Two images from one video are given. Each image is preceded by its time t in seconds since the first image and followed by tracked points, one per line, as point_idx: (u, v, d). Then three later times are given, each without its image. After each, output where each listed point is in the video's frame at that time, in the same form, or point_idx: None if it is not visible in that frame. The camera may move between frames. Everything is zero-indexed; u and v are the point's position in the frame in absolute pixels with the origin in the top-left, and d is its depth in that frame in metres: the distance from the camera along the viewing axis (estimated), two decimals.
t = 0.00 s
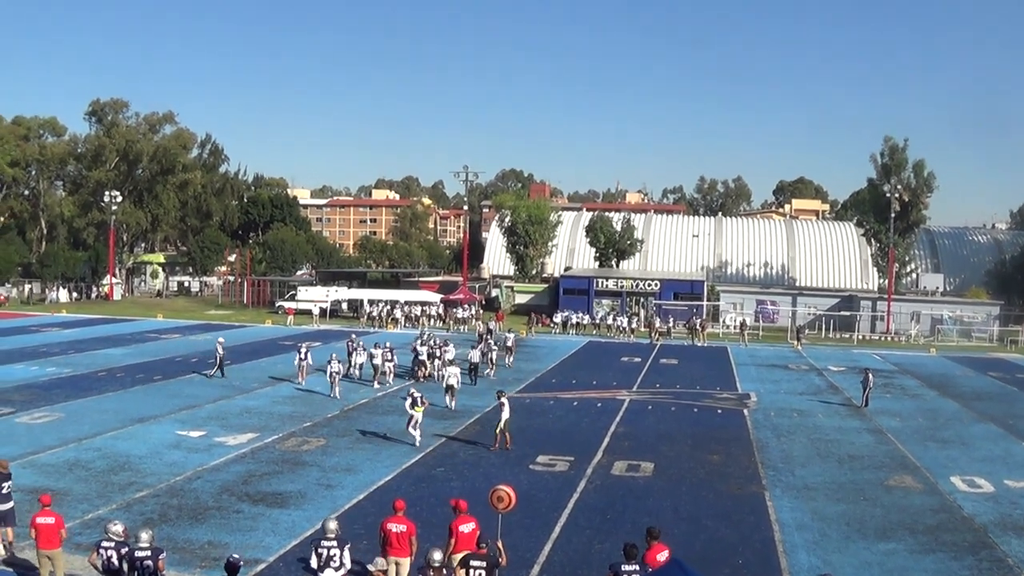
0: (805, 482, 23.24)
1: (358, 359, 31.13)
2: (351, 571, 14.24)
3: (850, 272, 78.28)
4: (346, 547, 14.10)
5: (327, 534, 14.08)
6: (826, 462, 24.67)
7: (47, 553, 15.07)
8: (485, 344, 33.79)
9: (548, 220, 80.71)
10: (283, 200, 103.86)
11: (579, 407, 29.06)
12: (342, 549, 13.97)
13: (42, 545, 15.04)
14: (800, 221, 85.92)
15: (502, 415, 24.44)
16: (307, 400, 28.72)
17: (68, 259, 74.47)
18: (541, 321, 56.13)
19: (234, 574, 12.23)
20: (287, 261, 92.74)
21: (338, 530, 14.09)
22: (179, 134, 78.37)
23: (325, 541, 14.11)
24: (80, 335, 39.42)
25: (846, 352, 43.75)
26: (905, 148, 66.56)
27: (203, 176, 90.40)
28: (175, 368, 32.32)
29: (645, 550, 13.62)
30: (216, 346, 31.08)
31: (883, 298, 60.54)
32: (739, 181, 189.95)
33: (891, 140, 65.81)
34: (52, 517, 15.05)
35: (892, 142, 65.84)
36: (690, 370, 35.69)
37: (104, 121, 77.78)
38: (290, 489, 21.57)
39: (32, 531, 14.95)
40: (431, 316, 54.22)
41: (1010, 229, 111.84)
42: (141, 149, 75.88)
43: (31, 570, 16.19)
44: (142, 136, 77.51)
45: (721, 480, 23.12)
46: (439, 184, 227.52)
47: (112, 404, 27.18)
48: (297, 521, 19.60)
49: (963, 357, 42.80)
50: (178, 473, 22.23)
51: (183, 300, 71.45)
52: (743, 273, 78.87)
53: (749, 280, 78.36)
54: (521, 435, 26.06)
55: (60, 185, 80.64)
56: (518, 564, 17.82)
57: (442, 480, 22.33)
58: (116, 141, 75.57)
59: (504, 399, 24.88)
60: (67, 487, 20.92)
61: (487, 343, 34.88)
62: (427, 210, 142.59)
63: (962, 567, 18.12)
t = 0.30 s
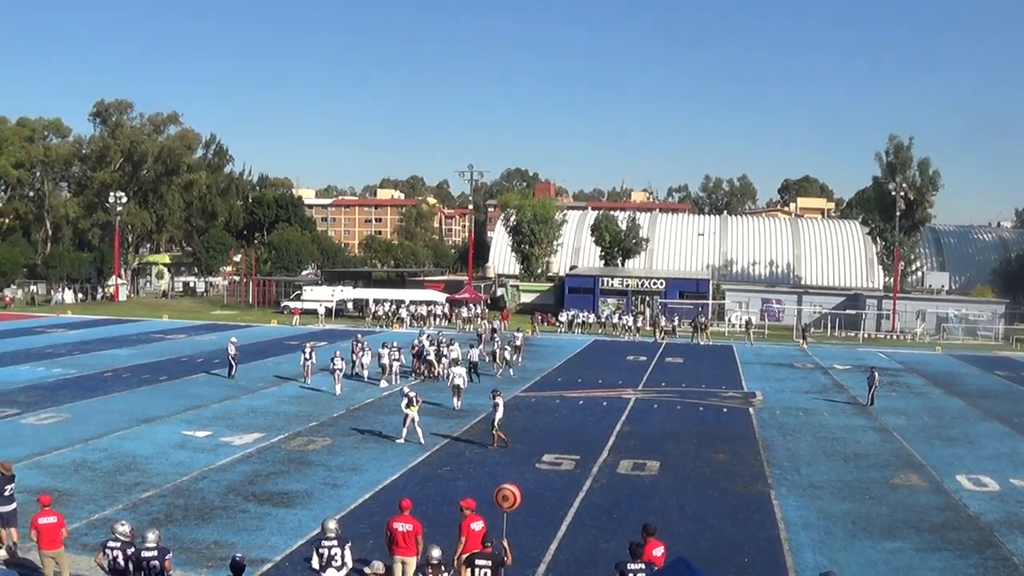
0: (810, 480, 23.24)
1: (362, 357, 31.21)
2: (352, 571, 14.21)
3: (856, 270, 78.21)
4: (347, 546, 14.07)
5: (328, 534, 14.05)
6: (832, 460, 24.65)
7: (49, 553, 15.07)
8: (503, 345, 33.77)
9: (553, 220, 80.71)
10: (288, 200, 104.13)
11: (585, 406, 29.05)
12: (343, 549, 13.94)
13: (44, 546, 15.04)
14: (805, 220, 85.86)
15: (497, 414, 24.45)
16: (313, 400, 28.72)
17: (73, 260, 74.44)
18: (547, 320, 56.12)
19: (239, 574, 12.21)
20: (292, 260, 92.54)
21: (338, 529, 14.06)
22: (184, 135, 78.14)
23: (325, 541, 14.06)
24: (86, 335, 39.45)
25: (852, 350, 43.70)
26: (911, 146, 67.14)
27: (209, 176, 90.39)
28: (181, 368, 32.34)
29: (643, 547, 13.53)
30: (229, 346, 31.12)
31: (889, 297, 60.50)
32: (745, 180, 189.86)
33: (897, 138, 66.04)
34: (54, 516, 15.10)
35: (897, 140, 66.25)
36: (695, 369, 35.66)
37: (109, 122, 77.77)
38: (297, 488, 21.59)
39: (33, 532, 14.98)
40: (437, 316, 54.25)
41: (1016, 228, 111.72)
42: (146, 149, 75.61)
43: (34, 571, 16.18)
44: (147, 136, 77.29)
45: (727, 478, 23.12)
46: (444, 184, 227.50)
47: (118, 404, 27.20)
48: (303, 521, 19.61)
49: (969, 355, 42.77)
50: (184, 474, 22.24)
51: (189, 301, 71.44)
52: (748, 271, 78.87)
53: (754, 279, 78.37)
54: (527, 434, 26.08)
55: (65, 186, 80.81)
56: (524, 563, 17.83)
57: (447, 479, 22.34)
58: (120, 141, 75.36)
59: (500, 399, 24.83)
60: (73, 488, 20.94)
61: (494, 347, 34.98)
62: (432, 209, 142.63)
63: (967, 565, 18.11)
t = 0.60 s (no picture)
0: (818, 476, 23.24)
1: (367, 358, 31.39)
2: (358, 569, 14.22)
3: (862, 266, 78.16)
4: (353, 545, 14.08)
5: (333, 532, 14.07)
6: (839, 456, 24.65)
7: (54, 551, 15.08)
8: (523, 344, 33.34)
9: (559, 217, 80.66)
10: (294, 199, 104.31)
11: (592, 403, 29.04)
12: (349, 547, 13.96)
13: (49, 544, 15.07)
14: (811, 216, 85.74)
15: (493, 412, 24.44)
16: (320, 399, 28.73)
17: (80, 259, 74.46)
18: (553, 318, 56.11)
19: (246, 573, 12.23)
20: (299, 259, 92.71)
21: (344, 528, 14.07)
22: (190, 134, 78.46)
23: (331, 540, 14.07)
24: (93, 335, 39.48)
25: (858, 347, 43.68)
26: (917, 142, 66.81)
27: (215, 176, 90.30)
28: (188, 367, 32.35)
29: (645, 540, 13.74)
30: (244, 346, 31.19)
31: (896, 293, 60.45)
32: (751, 176, 189.60)
33: (903, 134, 65.86)
34: (59, 513, 15.20)
35: (903, 136, 66.02)
36: (702, 366, 35.66)
37: (115, 122, 77.57)
38: (304, 487, 21.60)
39: (40, 530, 15.01)
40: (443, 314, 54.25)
41: None
42: (151, 149, 75.89)
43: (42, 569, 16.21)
44: (153, 136, 77.46)
45: (735, 475, 23.10)
46: (449, 181, 227.39)
47: (125, 403, 27.23)
48: (311, 520, 19.62)
49: (977, 351, 42.68)
50: (191, 473, 22.26)
51: (196, 299, 71.48)
52: (755, 268, 78.83)
53: (761, 276, 78.32)
54: (534, 431, 26.07)
55: (71, 186, 81.05)
56: (531, 560, 17.85)
57: (455, 477, 22.36)
58: (126, 141, 75.59)
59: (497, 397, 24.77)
60: (81, 487, 20.98)
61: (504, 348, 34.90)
62: (439, 207, 142.54)
63: (974, 561, 18.09)
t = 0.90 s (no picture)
0: (831, 466, 23.22)
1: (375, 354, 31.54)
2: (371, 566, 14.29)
3: (872, 254, 78.01)
4: (365, 542, 14.13)
5: (345, 529, 14.11)
6: (852, 445, 24.63)
7: (66, 552, 15.11)
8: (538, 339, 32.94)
9: (568, 211, 80.64)
10: (302, 198, 104.44)
11: (603, 396, 29.05)
12: (361, 544, 14.01)
13: (62, 544, 15.10)
14: (820, 206, 85.60)
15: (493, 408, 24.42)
16: (331, 396, 28.74)
17: (89, 261, 74.08)
18: (564, 311, 56.12)
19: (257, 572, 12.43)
20: (308, 258, 92.44)
21: (356, 525, 14.11)
22: (197, 135, 78.19)
23: (343, 537, 14.14)
24: (104, 336, 39.57)
25: (870, 335, 43.65)
26: (925, 129, 67.08)
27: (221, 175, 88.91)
28: (199, 367, 32.39)
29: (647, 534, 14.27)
30: (261, 345, 31.25)
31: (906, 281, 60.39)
32: (758, 166, 189.27)
33: (910, 122, 66.06)
34: (74, 514, 15.25)
35: (910, 124, 66.28)
36: (713, 357, 35.65)
37: (122, 124, 77.63)
38: (318, 485, 21.61)
39: (55, 530, 15.06)
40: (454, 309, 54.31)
41: None
42: (159, 150, 75.55)
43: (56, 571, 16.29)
44: (160, 137, 77.44)
45: (748, 466, 23.10)
46: (456, 177, 227.41)
47: (137, 404, 27.30)
48: (324, 517, 19.66)
49: (989, 337, 42.61)
50: (204, 472, 22.31)
51: (206, 299, 71.57)
52: (764, 258, 78.80)
53: (771, 266, 78.28)
54: (546, 425, 26.07)
55: (79, 189, 81.92)
56: (546, 554, 17.86)
57: (468, 472, 22.37)
58: (134, 143, 75.39)
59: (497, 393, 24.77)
60: (94, 489, 21.02)
61: (516, 343, 34.78)
62: (447, 203, 142.57)
63: (988, 548, 18.08)
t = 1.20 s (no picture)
0: (839, 465, 23.20)
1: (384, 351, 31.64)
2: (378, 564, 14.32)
3: (881, 253, 77.91)
4: (372, 539, 14.13)
5: (353, 527, 14.13)
6: (860, 445, 24.60)
7: (72, 546, 15.11)
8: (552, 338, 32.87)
9: (577, 209, 80.58)
10: (312, 195, 104.41)
11: (612, 395, 29.04)
12: (368, 542, 14.02)
13: (68, 537, 15.11)
14: (830, 205, 85.40)
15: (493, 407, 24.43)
16: (340, 394, 28.74)
17: (98, 258, 73.93)
18: (573, 310, 56.11)
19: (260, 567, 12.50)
20: (317, 255, 93.22)
21: (363, 523, 14.13)
22: (206, 132, 78.28)
23: (350, 534, 14.16)
24: (114, 333, 39.63)
25: (880, 335, 43.59)
26: (934, 128, 66.94)
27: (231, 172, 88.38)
28: (207, 364, 32.41)
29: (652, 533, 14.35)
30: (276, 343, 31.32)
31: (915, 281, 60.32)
32: (768, 166, 188.98)
33: (919, 121, 66.00)
34: (82, 508, 15.23)
35: (920, 123, 66.23)
36: (722, 356, 35.62)
37: (132, 120, 77.88)
38: (326, 482, 21.63)
39: (63, 523, 15.06)
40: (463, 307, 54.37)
41: None
42: (169, 147, 75.62)
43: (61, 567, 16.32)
44: (170, 134, 77.51)
45: (756, 465, 23.09)
46: (465, 175, 227.37)
47: (146, 401, 27.33)
48: (333, 514, 19.67)
49: (999, 338, 42.52)
50: (213, 469, 22.34)
51: (216, 296, 71.64)
52: (774, 257, 78.71)
53: (780, 265, 78.20)
54: (555, 424, 26.07)
55: (89, 184, 81.24)
56: (554, 552, 17.87)
57: (476, 470, 22.38)
58: (144, 139, 75.56)
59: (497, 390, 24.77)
60: (103, 485, 21.05)
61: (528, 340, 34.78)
62: (457, 201, 142.58)
63: (996, 548, 18.05)
